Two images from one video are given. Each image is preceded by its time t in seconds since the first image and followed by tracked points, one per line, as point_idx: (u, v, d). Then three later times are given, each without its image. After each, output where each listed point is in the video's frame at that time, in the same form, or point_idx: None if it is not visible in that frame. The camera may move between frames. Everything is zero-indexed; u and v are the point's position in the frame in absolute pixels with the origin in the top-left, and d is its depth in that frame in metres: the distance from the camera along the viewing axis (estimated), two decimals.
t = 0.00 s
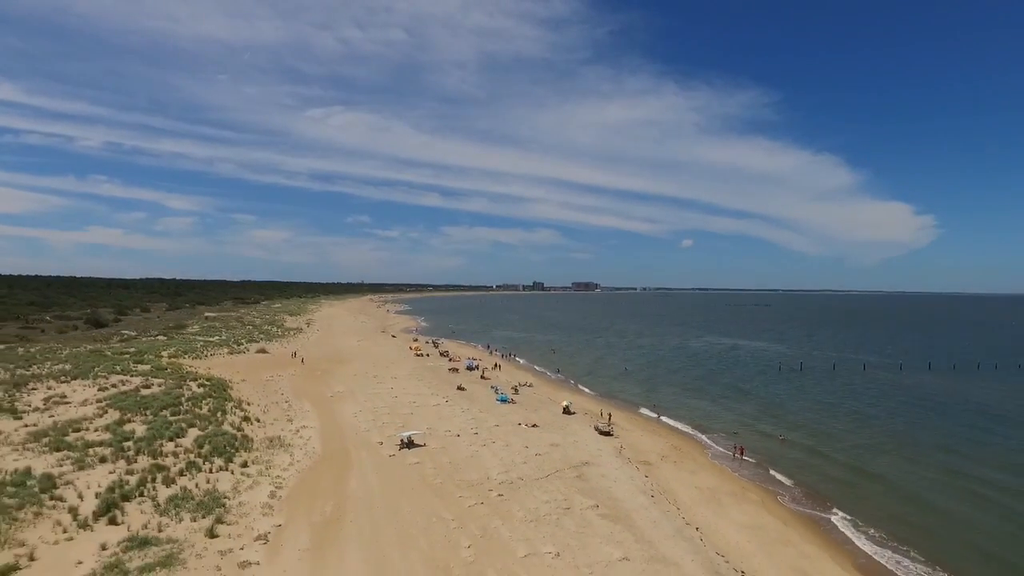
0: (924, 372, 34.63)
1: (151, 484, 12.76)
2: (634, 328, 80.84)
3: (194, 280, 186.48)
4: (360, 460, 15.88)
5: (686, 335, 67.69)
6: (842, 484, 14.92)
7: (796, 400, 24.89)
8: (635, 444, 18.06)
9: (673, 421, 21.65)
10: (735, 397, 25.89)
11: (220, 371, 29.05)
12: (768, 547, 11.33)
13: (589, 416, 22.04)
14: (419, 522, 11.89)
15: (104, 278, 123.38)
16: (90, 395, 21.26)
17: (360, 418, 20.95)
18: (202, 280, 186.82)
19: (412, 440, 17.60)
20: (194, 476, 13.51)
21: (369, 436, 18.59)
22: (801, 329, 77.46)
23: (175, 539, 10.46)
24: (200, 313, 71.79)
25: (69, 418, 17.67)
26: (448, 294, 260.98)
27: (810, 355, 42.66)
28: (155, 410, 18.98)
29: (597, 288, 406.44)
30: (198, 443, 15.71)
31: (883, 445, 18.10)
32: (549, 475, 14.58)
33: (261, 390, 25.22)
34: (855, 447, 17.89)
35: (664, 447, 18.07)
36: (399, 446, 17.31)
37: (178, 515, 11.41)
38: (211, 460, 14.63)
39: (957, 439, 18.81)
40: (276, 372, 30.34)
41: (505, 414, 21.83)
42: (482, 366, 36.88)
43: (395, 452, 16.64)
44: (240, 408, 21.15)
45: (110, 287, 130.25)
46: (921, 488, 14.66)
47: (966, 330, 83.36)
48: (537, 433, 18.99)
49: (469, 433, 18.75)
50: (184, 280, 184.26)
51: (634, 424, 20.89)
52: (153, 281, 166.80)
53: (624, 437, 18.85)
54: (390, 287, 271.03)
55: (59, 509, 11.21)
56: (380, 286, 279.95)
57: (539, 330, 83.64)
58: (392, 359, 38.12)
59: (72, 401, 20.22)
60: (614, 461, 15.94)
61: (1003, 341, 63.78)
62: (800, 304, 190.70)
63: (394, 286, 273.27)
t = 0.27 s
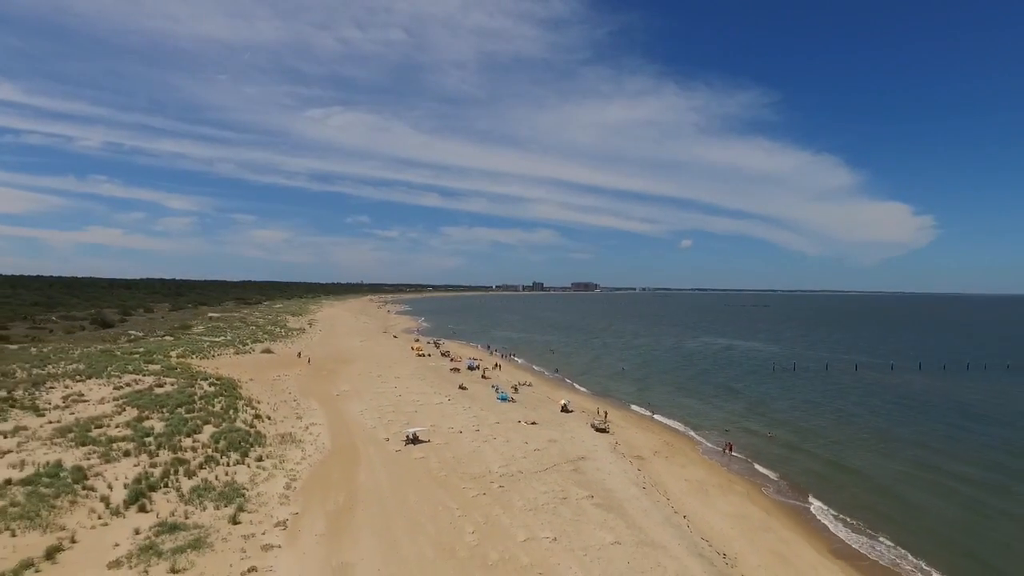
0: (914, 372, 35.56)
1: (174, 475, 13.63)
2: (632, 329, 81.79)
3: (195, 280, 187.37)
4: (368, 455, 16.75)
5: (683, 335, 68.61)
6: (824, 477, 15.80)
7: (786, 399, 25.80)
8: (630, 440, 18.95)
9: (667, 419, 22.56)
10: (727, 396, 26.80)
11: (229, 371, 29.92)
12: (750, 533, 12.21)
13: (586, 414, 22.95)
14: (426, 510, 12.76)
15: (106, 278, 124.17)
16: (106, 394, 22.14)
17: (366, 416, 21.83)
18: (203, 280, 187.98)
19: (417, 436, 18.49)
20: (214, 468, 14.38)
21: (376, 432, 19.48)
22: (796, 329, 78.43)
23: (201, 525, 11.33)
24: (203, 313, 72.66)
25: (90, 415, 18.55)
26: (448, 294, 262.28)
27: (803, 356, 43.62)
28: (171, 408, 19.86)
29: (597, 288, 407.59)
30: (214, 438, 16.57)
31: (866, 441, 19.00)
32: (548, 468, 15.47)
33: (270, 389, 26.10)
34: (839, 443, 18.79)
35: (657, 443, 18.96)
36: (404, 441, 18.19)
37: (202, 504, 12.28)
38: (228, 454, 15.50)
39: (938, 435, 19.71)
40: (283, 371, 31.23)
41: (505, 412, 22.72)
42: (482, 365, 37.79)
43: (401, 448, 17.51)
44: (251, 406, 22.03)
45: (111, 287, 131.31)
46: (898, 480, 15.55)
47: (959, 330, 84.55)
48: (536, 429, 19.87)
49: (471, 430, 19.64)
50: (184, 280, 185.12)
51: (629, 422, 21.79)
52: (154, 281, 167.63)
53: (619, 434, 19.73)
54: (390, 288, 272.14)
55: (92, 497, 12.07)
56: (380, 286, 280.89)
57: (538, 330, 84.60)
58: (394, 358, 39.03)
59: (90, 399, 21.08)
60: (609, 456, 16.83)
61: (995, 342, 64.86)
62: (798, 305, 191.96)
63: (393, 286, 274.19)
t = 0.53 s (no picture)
0: (902, 372, 36.56)
1: (195, 470, 14.52)
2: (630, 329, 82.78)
3: (195, 281, 188.36)
4: (376, 451, 17.64)
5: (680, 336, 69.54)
6: (807, 472, 16.71)
7: (776, 398, 26.73)
8: (625, 438, 19.84)
9: (661, 417, 23.48)
10: (720, 395, 27.72)
11: (236, 371, 30.80)
12: (735, 523, 13.10)
13: (583, 413, 23.86)
14: (432, 502, 13.66)
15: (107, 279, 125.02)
16: (121, 393, 23.02)
17: (372, 414, 22.71)
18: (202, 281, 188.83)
19: (422, 434, 19.40)
20: (231, 463, 15.27)
21: (381, 430, 20.37)
22: (791, 329, 79.48)
23: (224, 515, 12.22)
24: (206, 314, 73.50)
25: (109, 413, 19.44)
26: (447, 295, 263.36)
27: (796, 356, 44.64)
28: (185, 407, 20.75)
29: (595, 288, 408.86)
30: (229, 436, 17.46)
31: (850, 438, 19.90)
32: (546, 464, 16.36)
33: (277, 389, 26.98)
34: (824, 440, 19.71)
35: (650, 440, 19.85)
36: (409, 439, 19.07)
37: (223, 496, 13.16)
38: (243, 450, 16.39)
39: (919, 432, 20.64)
40: (289, 371, 32.09)
41: (505, 411, 23.60)
42: (482, 366, 38.69)
43: (407, 445, 18.40)
44: (260, 405, 22.91)
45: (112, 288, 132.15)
46: (878, 475, 16.45)
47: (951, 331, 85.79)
48: (535, 428, 20.76)
49: (473, 428, 20.53)
50: (184, 281, 186.04)
51: (624, 420, 22.69)
52: (154, 282, 168.44)
53: (614, 432, 20.62)
54: (389, 288, 273.09)
55: (120, 490, 12.95)
56: (379, 287, 281.90)
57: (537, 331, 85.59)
58: (396, 359, 39.92)
59: (106, 398, 21.97)
60: (604, 452, 17.72)
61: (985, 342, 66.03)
62: (795, 305, 193.24)
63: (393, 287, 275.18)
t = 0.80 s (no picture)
0: (894, 374, 37.44)
1: (213, 467, 15.38)
2: (629, 330, 83.64)
3: (197, 282, 189.60)
4: (383, 450, 18.49)
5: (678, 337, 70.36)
6: (794, 470, 17.57)
7: (768, 399, 27.61)
8: (621, 438, 20.70)
9: (656, 418, 24.37)
10: (714, 396, 28.60)
11: (244, 373, 31.65)
12: (722, 517, 13.99)
13: (581, 413, 24.74)
14: (438, 497, 14.53)
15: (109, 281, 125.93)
16: (136, 394, 23.88)
17: (378, 415, 23.56)
18: (203, 282, 189.84)
19: (426, 433, 20.28)
20: (247, 461, 16.14)
21: (388, 430, 21.24)
22: (788, 331, 80.34)
23: (244, 508, 13.07)
24: (210, 315, 74.37)
25: (126, 414, 20.31)
26: (447, 295, 264.47)
27: (790, 358, 45.55)
28: (199, 408, 21.62)
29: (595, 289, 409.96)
30: (243, 435, 18.33)
31: (837, 438, 20.76)
32: (545, 462, 17.22)
33: (285, 390, 27.82)
34: (812, 439, 20.58)
35: (646, 440, 20.72)
36: (415, 438, 19.92)
37: (242, 491, 14.03)
38: (258, 449, 17.26)
39: (904, 432, 21.51)
40: (295, 373, 32.94)
41: (506, 412, 24.45)
42: (484, 367, 39.53)
43: (412, 444, 19.26)
44: (270, 406, 23.78)
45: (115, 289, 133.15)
46: (861, 472, 17.32)
47: (945, 332, 86.92)
48: (535, 428, 21.62)
49: (475, 428, 21.37)
50: (186, 282, 187.34)
51: (620, 421, 23.55)
52: (157, 283, 169.82)
53: (611, 432, 21.49)
54: (389, 289, 274.12)
55: (146, 486, 13.83)
56: (379, 287, 283.07)
57: (537, 332, 86.37)
58: (399, 361, 40.80)
59: (122, 399, 22.85)
60: (601, 451, 18.59)
61: (978, 344, 67.07)
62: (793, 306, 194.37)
63: (393, 287, 276.35)
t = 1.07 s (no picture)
0: (886, 374, 38.26)
1: (229, 465, 16.23)
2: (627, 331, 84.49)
3: (197, 283, 190.29)
4: (389, 449, 19.33)
5: (676, 338, 71.14)
6: (781, 468, 18.42)
7: (761, 400, 28.45)
8: (616, 437, 21.56)
9: (652, 418, 25.19)
10: (708, 397, 29.44)
11: (251, 374, 32.48)
12: (710, 512, 14.85)
13: (578, 414, 25.58)
14: (443, 493, 15.38)
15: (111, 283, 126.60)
16: (148, 395, 24.72)
17: (382, 415, 24.40)
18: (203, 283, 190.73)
19: (430, 433, 21.13)
20: (261, 459, 16.99)
21: (392, 430, 22.09)
22: (785, 332, 81.21)
23: (261, 503, 13.92)
24: (212, 317, 75.15)
25: (142, 414, 21.15)
26: (447, 296, 265.44)
27: (785, 359, 46.41)
28: (211, 408, 22.46)
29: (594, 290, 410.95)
30: (255, 435, 19.18)
31: (824, 437, 21.61)
32: (544, 460, 18.07)
33: (291, 391, 28.65)
34: (800, 439, 21.42)
35: (640, 439, 21.58)
36: (419, 438, 20.76)
37: (258, 487, 14.88)
38: (270, 448, 18.10)
39: (889, 431, 22.35)
40: (301, 374, 33.77)
41: (506, 412, 25.29)
42: (484, 369, 40.35)
43: (416, 444, 20.10)
44: (278, 407, 24.63)
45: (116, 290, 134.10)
46: (845, 470, 18.17)
47: (941, 333, 87.84)
48: (534, 427, 22.46)
49: (476, 428, 22.21)
50: (187, 283, 188.09)
51: (617, 421, 24.41)
52: (157, 283, 170.24)
53: (607, 431, 22.34)
54: (389, 290, 275.08)
55: (168, 482, 14.68)
56: (379, 288, 283.84)
57: (537, 333, 87.18)
58: (400, 362, 41.65)
59: (136, 400, 23.72)
60: (597, 450, 19.45)
61: (971, 345, 67.96)
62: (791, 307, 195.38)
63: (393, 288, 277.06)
